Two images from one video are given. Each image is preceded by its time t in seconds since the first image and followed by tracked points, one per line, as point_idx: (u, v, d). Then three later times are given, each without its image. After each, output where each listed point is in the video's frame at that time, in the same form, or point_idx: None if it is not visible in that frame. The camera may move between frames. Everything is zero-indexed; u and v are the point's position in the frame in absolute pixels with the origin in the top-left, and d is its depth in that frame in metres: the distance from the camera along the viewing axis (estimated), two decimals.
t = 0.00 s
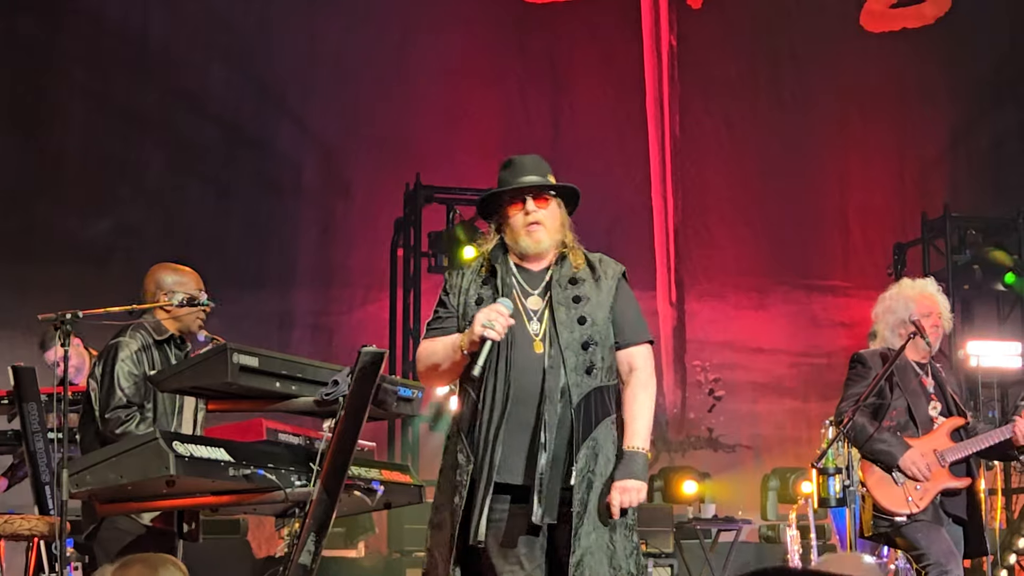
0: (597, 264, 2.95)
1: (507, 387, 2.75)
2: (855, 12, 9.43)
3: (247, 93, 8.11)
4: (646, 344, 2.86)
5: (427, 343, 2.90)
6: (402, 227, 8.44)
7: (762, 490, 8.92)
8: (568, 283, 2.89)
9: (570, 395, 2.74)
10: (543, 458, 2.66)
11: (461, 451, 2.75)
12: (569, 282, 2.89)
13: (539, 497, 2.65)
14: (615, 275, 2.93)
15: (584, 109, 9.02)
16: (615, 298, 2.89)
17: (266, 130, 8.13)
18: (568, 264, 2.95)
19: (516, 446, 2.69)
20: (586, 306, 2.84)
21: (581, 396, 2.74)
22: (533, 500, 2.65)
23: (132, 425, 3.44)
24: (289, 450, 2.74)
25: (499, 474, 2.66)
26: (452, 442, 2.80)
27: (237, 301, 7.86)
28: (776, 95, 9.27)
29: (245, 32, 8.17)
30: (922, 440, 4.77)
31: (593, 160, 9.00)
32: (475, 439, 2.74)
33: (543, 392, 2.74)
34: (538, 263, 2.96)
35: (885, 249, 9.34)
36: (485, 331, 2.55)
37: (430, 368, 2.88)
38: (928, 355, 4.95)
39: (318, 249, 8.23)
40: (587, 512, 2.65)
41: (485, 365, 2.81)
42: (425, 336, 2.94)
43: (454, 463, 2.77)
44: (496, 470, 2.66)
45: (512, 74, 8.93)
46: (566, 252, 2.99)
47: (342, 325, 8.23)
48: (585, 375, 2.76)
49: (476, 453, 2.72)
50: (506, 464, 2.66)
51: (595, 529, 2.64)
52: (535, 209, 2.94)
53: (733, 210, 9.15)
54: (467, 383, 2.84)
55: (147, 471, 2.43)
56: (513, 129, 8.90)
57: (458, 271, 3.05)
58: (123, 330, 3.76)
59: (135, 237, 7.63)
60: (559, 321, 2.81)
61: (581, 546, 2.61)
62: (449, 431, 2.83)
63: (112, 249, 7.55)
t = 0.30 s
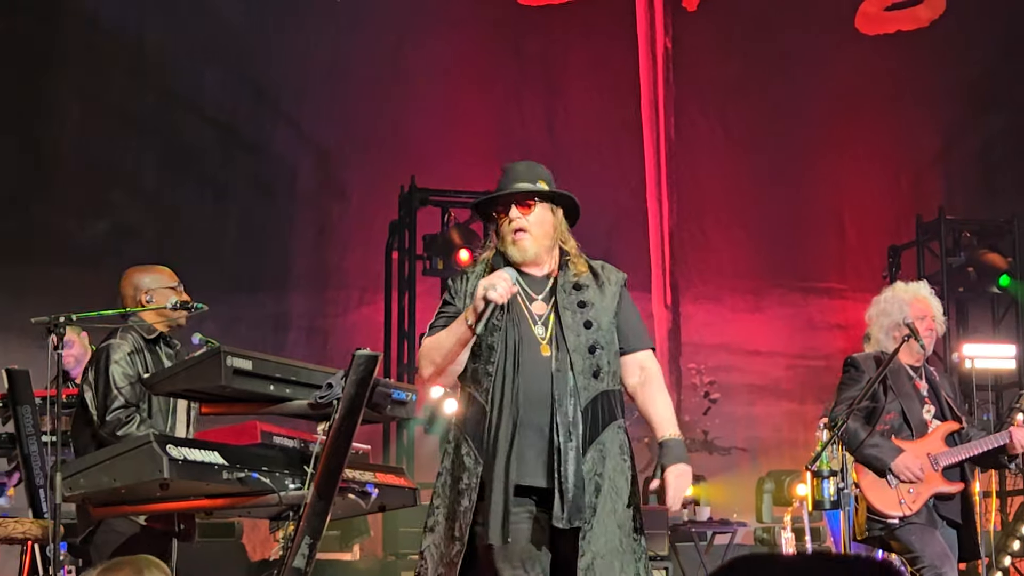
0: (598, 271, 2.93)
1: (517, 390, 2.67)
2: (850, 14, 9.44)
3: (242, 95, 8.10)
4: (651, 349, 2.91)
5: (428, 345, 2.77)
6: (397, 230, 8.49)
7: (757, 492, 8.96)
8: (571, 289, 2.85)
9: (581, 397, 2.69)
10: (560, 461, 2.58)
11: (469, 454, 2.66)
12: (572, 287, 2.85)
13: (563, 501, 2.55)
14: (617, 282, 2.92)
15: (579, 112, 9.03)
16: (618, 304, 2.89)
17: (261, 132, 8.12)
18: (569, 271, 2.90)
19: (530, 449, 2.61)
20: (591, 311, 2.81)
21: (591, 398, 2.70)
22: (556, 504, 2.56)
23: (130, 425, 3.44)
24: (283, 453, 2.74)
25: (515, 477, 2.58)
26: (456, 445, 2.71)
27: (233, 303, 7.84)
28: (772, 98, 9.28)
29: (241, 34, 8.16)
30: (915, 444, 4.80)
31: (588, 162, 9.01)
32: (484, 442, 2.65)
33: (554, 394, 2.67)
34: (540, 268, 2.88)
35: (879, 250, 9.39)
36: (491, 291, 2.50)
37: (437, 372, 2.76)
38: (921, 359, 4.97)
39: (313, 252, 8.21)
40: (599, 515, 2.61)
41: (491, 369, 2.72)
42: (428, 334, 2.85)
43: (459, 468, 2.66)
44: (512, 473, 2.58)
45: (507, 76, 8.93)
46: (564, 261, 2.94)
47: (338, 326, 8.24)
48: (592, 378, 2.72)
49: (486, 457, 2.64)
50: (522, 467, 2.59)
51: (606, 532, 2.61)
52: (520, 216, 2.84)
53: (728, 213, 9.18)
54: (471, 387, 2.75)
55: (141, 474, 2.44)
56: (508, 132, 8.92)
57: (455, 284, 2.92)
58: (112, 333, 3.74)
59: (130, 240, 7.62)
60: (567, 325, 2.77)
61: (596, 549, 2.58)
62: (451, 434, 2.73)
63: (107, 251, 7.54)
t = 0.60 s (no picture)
0: (620, 268, 2.61)
1: (541, 379, 2.36)
2: (840, 16, 9.48)
3: (233, 97, 8.09)
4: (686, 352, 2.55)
5: (453, 305, 2.41)
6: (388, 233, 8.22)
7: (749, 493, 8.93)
8: (596, 283, 2.52)
9: (608, 389, 2.37)
10: (584, 451, 2.30)
11: (487, 439, 2.34)
12: (595, 282, 2.52)
13: (585, 494, 2.27)
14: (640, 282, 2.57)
15: (570, 114, 9.06)
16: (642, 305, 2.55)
17: (252, 135, 8.11)
18: (590, 265, 2.57)
19: (552, 440, 2.30)
20: (617, 305, 2.48)
21: (618, 391, 2.37)
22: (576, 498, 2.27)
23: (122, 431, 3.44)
24: (274, 455, 2.74)
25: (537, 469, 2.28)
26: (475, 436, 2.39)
27: (225, 306, 7.84)
28: (762, 100, 9.31)
29: (231, 36, 8.15)
30: (908, 444, 4.79)
31: (579, 164, 9.02)
32: (504, 431, 2.34)
33: (578, 384, 2.35)
34: (562, 263, 2.56)
35: (869, 251, 9.43)
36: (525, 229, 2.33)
37: (466, 328, 2.36)
38: (913, 360, 4.98)
39: (304, 255, 8.22)
40: (622, 510, 2.27)
41: (515, 355, 2.38)
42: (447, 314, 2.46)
43: (478, 455, 2.35)
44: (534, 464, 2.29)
45: (499, 78, 8.95)
46: (590, 256, 2.61)
47: (330, 328, 8.24)
48: (619, 371, 2.39)
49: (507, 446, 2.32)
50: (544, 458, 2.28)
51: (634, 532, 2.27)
52: (552, 208, 2.53)
53: (719, 214, 9.20)
54: (491, 373, 2.40)
55: (130, 477, 2.43)
56: (499, 134, 8.94)
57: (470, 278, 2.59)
58: (95, 337, 3.70)
59: (121, 243, 7.62)
60: (592, 314, 2.44)
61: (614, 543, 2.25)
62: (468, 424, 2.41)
63: (98, 254, 7.53)
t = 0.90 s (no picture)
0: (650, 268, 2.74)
1: (578, 376, 2.49)
2: (828, 17, 9.51)
3: (222, 98, 8.09)
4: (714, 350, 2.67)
5: (492, 300, 2.53)
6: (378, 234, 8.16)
7: (740, 494, 8.93)
8: (627, 282, 2.67)
9: (642, 388, 2.50)
10: (625, 448, 2.40)
11: (530, 436, 2.43)
12: (625, 281, 2.67)
13: (626, 489, 2.37)
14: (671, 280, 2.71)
15: (559, 115, 9.08)
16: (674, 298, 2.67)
17: (241, 137, 8.12)
18: (621, 266, 2.71)
19: (591, 437, 2.43)
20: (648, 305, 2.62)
21: (651, 390, 2.50)
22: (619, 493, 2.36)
23: (107, 435, 3.43)
24: (263, 457, 2.74)
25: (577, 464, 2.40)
26: (514, 431, 2.47)
27: (215, 307, 7.82)
28: (751, 101, 9.34)
29: (220, 37, 8.14)
30: (898, 445, 4.80)
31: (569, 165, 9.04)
32: (547, 427, 2.44)
33: (615, 382, 2.48)
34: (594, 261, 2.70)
35: (858, 251, 9.46)
36: (562, 221, 2.53)
37: (505, 322, 2.47)
38: (904, 360, 4.95)
39: (293, 256, 8.22)
40: (660, 508, 2.40)
41: (554, 352, 2.51)
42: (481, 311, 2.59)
43: (520, 451, 2.44)
44: (574, 459, 2.41)
45: (488, 78, 8.95)
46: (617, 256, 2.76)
47: (320, 329, 8.24)
48: (651, 371, 2.53)
49: (552, 442, 2.43)
50: (584, 453, 2.41)
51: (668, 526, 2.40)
52: (581, 207, 2.66)
53: (708, 215, 9.23)
54: (529, 369, 2.51)
55: (119, 478, 2.43)
56: (489, 134, 8.93)
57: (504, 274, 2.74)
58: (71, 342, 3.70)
59: (110, 245, 7.57)
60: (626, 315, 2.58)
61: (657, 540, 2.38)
62: (507, 418, 2.50)
63: (88, 255, 7.49)
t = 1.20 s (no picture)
0: (665, 268, 2.73)
1: (591, 377, 2.50)
2: (817, 18, 9.54)
3: (211, 100, 8.07)
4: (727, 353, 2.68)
5: (507, 296, 2.54)
6: (368, 235, 8.19)
7: (730, 494, 8.95)
8: (641, 284, 2.66)
9: (655, 392, 2.51)
10: (638, 451, 2.41)
11: (546, 437, 2.45)
12: (639, 283, 2.66)
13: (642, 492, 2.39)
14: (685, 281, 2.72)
15: (549, 116, 9.08)
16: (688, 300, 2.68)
17: (230, 139, 8.10)
18: (636, 267, 2.70)
19: (605, 439, 2.44)
20: (662, 307, 2.63)
21: (662, 394, 2.52)
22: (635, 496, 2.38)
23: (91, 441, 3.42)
24: (253, 459, 2.74)
25: (589, 465, 2.42)
26: (529, 431, 2.48)
27: (204, 309, 7.84)
28: (740, 102, 9.38)
29: (209, 38, 8.12)
30: (888, 445, 4.75)
31: (558, 167, 9.07)
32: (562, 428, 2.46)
33: (628, 385, 2.49)
34: (609, 260, 2.71)
35: (847, 252, 9.50)
36: (576, 219, 2.49)
37: (519, 319, 2.48)
38: (894, 360, 4.93)
39: (283, 258, 8.22)
40: (676, 512, 2.42)
41: (568, 352, 2.54)
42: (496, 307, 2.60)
43: (537, 452, 2.45)
44: (587, 460, 2.43)
45: (477, 79, 8.96)
46: (632, 256, 2.76)
47: (310, 331, 8.23)
48: (663, 374, 2.54)
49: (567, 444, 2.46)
50: (597, 454, 2.43)
51: (684, 529, 2.41)
52: (594, 208, 2.67)
53: (698, 216, 9.26)
54: (542, 368, 2.54)
55: (108, 481, 2.42)
56: (479, 135, 8.93)
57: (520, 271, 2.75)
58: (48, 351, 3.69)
59: (99, 248, 7.57)
60: (638, 318, 2.59)
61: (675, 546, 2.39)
62: (521, 419, 2.51)
63: (77, 257, 7.48)
